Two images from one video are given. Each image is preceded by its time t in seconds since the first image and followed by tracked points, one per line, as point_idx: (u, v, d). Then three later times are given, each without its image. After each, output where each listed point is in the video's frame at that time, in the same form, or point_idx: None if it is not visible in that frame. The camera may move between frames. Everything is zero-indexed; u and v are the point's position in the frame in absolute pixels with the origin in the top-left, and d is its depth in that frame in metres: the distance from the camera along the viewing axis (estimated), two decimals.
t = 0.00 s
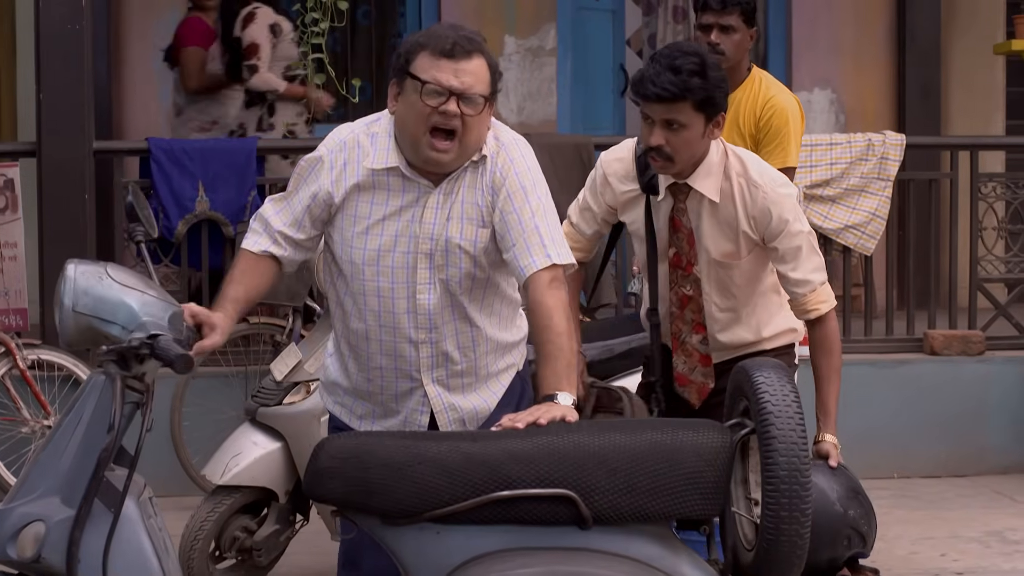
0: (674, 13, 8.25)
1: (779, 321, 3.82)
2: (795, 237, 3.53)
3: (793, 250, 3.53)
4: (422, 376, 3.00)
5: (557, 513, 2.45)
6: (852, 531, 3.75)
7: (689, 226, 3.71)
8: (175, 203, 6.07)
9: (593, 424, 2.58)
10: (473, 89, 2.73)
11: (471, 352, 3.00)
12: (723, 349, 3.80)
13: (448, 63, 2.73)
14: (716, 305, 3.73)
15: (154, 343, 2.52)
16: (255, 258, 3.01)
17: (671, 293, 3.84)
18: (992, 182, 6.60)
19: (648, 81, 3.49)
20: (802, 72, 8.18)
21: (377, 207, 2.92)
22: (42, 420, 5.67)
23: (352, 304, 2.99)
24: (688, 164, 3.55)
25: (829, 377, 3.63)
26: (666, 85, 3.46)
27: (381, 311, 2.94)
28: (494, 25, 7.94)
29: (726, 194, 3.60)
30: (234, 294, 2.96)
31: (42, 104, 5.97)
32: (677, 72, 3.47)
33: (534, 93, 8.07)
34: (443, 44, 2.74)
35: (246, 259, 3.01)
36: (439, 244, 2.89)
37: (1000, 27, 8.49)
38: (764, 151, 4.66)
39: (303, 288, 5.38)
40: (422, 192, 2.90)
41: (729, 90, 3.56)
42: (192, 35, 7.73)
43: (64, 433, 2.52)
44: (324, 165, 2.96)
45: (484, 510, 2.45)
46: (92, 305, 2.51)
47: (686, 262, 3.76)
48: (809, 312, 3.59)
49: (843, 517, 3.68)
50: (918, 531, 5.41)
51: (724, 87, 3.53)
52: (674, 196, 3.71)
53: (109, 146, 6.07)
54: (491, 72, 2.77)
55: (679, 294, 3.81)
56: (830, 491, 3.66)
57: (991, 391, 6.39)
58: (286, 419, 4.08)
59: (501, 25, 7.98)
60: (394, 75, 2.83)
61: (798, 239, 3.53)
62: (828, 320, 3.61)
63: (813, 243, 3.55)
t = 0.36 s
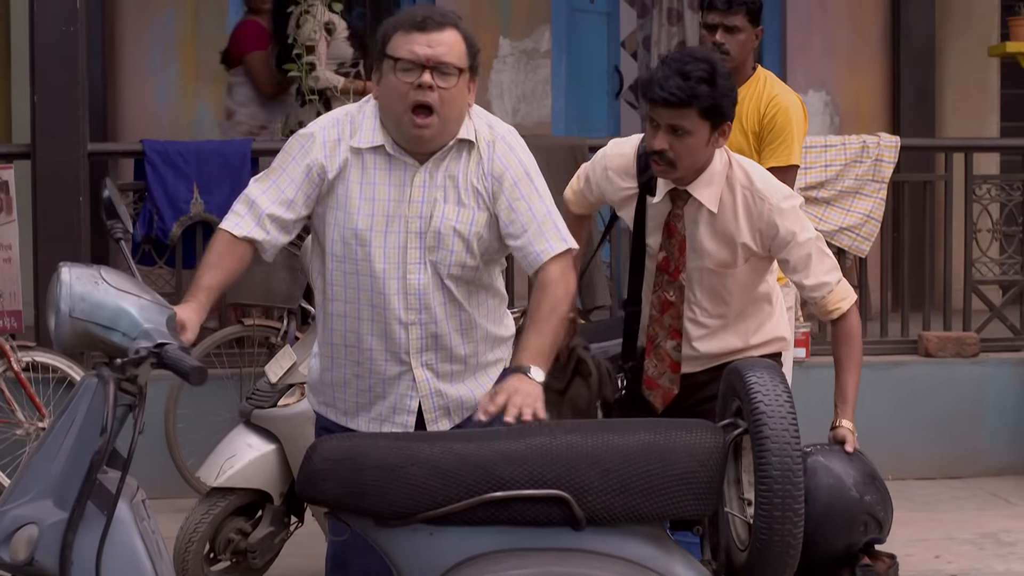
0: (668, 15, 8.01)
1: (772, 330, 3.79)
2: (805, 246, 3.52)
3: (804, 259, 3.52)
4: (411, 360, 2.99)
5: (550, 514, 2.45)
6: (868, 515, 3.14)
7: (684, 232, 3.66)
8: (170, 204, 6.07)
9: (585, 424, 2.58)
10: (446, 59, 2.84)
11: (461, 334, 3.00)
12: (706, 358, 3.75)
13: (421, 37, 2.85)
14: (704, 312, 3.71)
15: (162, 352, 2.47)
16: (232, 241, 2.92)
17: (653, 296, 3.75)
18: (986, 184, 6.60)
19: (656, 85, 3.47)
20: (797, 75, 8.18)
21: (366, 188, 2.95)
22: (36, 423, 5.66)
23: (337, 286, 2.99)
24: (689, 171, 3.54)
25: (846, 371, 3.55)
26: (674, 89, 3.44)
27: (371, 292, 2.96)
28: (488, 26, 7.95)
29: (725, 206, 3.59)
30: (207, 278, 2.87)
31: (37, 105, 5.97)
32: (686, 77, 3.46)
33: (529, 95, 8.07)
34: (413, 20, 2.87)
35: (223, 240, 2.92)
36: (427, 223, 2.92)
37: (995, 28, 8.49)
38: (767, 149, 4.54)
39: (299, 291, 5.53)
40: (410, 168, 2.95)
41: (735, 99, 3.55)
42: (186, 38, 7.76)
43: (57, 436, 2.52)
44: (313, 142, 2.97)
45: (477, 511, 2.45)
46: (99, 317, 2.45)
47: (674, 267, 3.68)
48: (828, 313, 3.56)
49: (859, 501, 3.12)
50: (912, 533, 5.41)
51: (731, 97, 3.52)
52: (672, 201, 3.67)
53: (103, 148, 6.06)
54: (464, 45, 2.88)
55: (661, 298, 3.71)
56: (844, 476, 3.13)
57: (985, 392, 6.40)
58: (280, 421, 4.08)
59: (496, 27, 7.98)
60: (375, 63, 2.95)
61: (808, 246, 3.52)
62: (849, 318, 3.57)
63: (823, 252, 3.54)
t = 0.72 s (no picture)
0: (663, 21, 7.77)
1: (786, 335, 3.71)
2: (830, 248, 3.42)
3: (829, 261, 3.42)
4: (401, 359, 2.95)
5: (547, 520, 2.45)
6: (868, 518, 3.01)
7: (707, 223, 3.57)
8: (166, 211, 6.07)
9: (581, 431, 2.59)
10: (401, 61, 2.85)
11: (449, 332, 2.97)
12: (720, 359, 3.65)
13: (371, 44, 2.85)
14: (716, 309, 3.61)
15: (170, 363, 2.44)
16: (208, 242, 2.89)
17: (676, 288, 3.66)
18: (983, 190, 6.59)
19: (682, 73, 3.39)
20: (793, 81, 8.18)
21: (346, 190, 2.94)
22: (33, 430, 5.65)
23: (323, 287, 2.97)
24: (714, 162, 3.48)
25: (864, 368, 3.44)
26: (697, 79, 3.37)
27: (359, 291, 2.94)
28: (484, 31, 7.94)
29: (749, 203, 3.51)
30: (189, 279, 2.85)
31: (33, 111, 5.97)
32: (711, 67, 3.37)
33: (525, 101, 8.06)
34: (361, 28, 2.86)
35: (200, 241, 2.89)
36: (418, 219, 2.93)
37: (991, 34, 8.47)
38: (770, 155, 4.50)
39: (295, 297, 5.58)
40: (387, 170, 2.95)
41: (763, 89, 3.44)
42: (183, 42, 7.74)
43: (53, 443, 2.53)
44: (287, 147, 2.96)
45: (475, 516, 2.45)
46: (104, 329, 2.43)
47: (697, 259, 3.59)
48: (854, 312, 3.45)
49: (854, 505, 3.00)
50: (909, 540, 5.41)
51: (758, 89, 3.42)
52: (697, 191, 3.59)
53: (99, 154, 6.05)
54: (418, 43, 2.89)
55: (684, 289, 3.62)
56: (849, 478, 3.03)
57: (982, 398, 6.40)
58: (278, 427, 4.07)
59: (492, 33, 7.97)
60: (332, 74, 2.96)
61: (832, 247, 3.42)
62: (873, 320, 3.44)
63: (848, 255, 3.42)
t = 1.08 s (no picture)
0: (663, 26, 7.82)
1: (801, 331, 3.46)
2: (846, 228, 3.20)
3: (843, 245, 3.21)
4: (394, 361, 2.92)
5: (547, 525, 2.45)
6: (837, 505, 2.86)
7: (727, 201, 3.36)
8: (165, 215, 6.06)
9: (582, 435, 2.58)
10: (370, 68, 2.86)
11: (441, 331, 2.95)
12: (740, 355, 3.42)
13: (337, 56, 2.86)
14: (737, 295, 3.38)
15: (180, 373, 2.41)
16: (191, 243, 2.89)
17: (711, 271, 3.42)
18: (982, 195, 6.59)
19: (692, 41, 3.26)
20: (792, 85, 8.20)
21: (331, 196, 2.94)
22: (32, 434, 5.64)
23: (318, 294, 2.95)
24: (728, 134, 3.29)
25: (879, 356, 3.23)
26: (706, 44, 3.23)
27: (350, 293, 2.92)
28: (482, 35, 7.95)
29: (762, 182, 3.29)
30: (171, 278, 2.82)
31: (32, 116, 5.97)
32: (721, 33, 3.23)
33: (525, 105, 8.07)
34: (327, 40, 2.87)
35: (182, 242, 2.88)
36: (405, 220, 2.93)
37: (991, 39, 8.46)
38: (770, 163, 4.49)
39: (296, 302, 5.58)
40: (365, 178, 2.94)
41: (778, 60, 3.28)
42: (182, 47, 7.74)
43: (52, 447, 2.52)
44: (265, 153, 2.96)
45: (476, 521, 2.45)
46: (111, 337, 2.43)
47: (724, 237, 3.36)
48: (870, 295, 3.24)
49: (819, 492, 2.86)
50: (909, 544, 5.41)
51: (769, 59, 3.25)
52: (714, 169, 3.40)
53: (98, 159, 6.05)
54: (384, 50, 2.90)
55: (719, 270, 3.38)
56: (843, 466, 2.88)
57: (981, 403, 6.40)
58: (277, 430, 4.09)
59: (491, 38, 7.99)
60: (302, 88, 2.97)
61: (848, 228, 3.20)
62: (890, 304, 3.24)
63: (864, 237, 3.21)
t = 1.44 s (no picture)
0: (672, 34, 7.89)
1: (797, 328, 3.45)
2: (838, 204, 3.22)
3: (836, 220, 3.22)
4: (378, 364, 2.93)
5: (549, 532, 2.45)
6: (831, 488, 2.72)
7: (716, 184, 3.39)
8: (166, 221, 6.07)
9: (584, 442, 2.58)
10: (379, 75, 2.86)
11: (424, 334, 2.95)
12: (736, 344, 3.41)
13: (347, 59, 2.85)
14: (728, 280, 3.39)
15: (193, 386, 2.42)
16: (178, 245, 2.89)
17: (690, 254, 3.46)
18: (984, 203, 6.60)
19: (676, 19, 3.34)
20: (793, 92, 8.22)
21: (317, 200, 2.94)
22: (35, 441, 5.64)
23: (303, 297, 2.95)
24: (716, 111, 3.34)
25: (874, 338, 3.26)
26: (687, 20, 3.31)
27: (336, 296, 2.92)
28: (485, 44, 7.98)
29: (754, 160, 3.31)
30: (156, 279, 2.81)
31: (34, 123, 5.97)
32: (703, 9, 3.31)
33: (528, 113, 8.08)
34: (337, 43, 2.86)
35: (167, 244, 2.88)
36: (391, 223, 2.93)
37: (993, 46, 8.46)
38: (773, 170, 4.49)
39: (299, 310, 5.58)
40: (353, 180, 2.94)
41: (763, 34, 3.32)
42: (184, 55, 7.76)
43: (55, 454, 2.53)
44: (252, 156, 2.97)
45: (479, 528, 2.45)
46: (120, 348, 2.44)
47: (709, 221, 3.40)
48: (860, 278, 3.26)
49: (812, 476, 2.71)
50: (911, 551, 5.41)
51: (753, 30, 3.30)
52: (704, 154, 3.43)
53: (100, 166, 6.06)
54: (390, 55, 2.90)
55: (698, 254, 3.42)
56: (840, 449, 2.74)
57: (983, 410, 6.39)
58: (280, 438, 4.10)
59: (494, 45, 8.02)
60: (302, 87, 2.95)
61: (839, 203, 3.22)
62: (880, 286, 3.27)
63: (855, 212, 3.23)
